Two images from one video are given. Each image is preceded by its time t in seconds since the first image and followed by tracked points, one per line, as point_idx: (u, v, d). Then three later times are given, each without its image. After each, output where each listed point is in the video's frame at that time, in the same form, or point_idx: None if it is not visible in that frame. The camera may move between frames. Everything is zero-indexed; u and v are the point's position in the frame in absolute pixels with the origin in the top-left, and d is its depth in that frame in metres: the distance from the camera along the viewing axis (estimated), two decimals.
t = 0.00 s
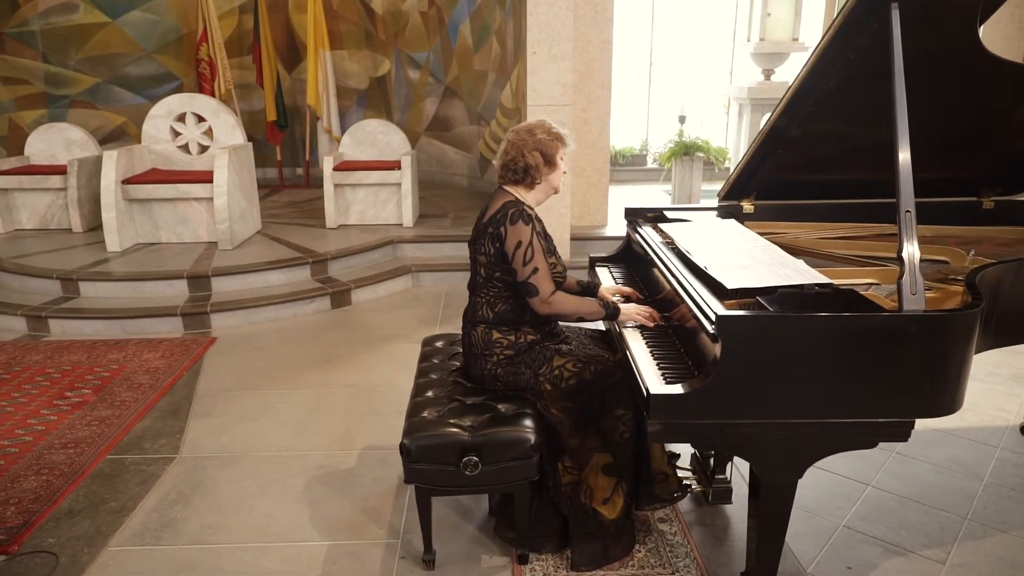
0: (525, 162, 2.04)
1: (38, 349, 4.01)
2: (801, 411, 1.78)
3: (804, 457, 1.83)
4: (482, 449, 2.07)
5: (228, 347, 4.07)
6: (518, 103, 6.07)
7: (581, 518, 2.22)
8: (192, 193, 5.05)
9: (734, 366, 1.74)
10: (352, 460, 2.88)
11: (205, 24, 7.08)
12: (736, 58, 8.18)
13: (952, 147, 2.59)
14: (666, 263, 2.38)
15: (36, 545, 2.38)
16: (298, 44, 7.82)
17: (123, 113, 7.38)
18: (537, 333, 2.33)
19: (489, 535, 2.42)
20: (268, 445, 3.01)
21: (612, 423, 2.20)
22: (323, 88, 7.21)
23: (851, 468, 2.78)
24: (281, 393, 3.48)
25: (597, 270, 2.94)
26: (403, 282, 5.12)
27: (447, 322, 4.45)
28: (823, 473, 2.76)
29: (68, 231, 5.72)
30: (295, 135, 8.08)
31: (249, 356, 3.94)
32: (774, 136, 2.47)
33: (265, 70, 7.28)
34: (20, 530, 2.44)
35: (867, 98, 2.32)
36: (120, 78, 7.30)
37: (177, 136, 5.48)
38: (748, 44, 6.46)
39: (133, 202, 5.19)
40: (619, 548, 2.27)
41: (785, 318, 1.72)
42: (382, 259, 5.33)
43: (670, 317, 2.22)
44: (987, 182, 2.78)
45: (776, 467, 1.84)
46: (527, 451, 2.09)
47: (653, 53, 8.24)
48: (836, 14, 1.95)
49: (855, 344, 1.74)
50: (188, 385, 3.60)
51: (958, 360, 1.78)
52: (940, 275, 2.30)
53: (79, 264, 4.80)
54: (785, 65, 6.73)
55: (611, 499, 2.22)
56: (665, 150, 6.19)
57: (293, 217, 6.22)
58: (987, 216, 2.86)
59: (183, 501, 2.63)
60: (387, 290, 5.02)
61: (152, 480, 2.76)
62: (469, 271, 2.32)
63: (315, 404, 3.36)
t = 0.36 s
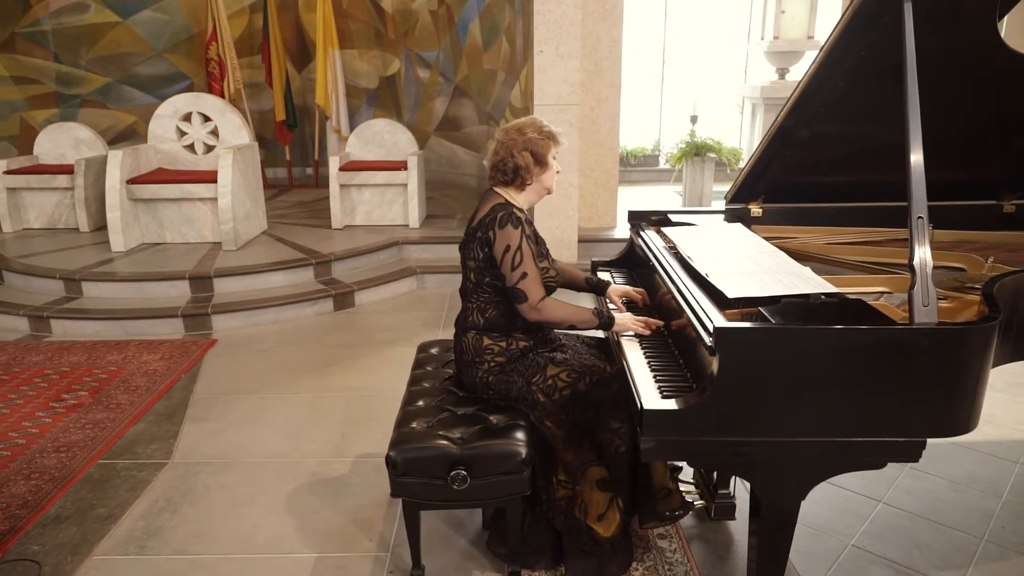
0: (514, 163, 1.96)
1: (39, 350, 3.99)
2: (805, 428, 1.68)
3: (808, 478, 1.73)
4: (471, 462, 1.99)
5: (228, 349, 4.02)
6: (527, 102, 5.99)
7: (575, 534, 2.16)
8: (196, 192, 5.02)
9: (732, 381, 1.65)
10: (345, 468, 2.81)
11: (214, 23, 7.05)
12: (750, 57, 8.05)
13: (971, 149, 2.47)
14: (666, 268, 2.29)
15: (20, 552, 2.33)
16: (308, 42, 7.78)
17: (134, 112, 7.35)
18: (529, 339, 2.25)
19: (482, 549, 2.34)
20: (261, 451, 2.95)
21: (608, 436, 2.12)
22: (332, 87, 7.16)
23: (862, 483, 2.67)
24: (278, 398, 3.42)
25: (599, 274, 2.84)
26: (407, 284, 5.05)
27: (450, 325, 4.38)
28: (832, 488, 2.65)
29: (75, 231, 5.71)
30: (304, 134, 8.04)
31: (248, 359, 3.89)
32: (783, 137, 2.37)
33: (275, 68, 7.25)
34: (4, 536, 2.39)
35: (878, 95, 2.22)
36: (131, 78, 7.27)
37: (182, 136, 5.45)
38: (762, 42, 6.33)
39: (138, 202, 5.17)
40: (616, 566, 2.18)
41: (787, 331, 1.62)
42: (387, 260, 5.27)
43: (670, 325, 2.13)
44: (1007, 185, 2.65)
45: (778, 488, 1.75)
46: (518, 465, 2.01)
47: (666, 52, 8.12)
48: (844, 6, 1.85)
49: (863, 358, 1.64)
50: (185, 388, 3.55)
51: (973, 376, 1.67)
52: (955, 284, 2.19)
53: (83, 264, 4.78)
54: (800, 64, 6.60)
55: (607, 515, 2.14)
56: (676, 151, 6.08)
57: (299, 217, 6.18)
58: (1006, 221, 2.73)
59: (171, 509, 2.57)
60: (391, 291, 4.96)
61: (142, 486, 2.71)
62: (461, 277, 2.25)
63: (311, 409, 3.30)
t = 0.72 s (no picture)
0: (506, 164, 1.91)
1: (43, 351, 3.97)
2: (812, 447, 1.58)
3: (813, 501, 1.63)
4: (461, 476, 1.91)
5: (231, 351, 3.98)
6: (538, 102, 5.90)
7: (573, 551, 2.09)
8: (204, 193, 4.99)
9: (733, 397, 1.55)
10: (340, 476, 2.74)
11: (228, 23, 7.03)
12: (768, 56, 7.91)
13: (994, 152, 2.35)
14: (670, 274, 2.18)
15: (6, 559, 2.29)
16: (321, 42, 7.76)
17: (148, 112, 7.35)
18: (524, 346, 2.17)
19: (476, 565, 2.25)
20: (257, 458, 2.89)
21: (605, 450, 2.04)
22: (344, 87, 7.12)
23: (876, 500, 2.56)
24: (277, 402, 3.37)
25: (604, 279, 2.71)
26: (415, 286, 4.99)
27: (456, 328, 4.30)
28: (844, 505, 2.53)
29: (85, 230, 5.71)
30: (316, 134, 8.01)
31: (250, 362, 3.84)
32: (794, 136, 2.27)
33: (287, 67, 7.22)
34: None
35: (894, 93, 2.11)
36: (146, 78, 7.27)
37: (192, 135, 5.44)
38: (780, 40, 6.20)
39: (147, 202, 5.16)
40: None
41: (791, 344, 1.52)
42: (395, 262, 5.21)
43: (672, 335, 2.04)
44: None
45: (781, 511, 1.64)
46: (510, 480, 1.92)
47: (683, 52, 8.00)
48: None
49: (874, 374, 1.54)
50: (185, 391, 3.51)
51: (992, 394, 1.56)
52: (976, 293, 2.07)
53: (90, 264, 4.77)
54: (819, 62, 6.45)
55: (605, 533, 2.07)
56: (691, 151, 5.96)
57: (309, 218, 6.15)
58: None
59: (162, 516, 2.52)
60: (398, 293, 4.90)
61: (134, 492, 2.66)
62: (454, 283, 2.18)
63: (310, 414, 3.24)
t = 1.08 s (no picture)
0: (496, 171, 1.86)
1: (45, 356, 3.96)
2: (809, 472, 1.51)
3: (811, 527, 1.55)
4: (447, 494, 1.85)
5: (232, 358, 3.95)
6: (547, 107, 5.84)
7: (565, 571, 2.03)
8: (210, 198, 4.99)
9: (725, 417, 1.48)
10: (333, 488, 2.69)
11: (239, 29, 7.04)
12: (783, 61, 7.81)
13: (1010, 160, 2.25)
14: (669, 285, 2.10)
15: None
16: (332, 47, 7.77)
17: (160, 117, 7.39)
18: (515, 357, 2.10)
19: None
20: (251, 467, 2.85)
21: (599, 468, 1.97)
22: (354, 92, 7.07)
23: (884, 521, 2.46)
24: (274, 410, 3.33)
25: (604, 289, 2.60)
26: (419, 292, 4.95)
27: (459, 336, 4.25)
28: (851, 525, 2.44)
29: (94, 235, 5.73)
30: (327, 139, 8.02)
31: (250, 368, 3.81)
32: (800, 143, 2.19)
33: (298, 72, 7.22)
34: None
35: (902, 97, 2.02)
36: (158, 83, 7.31)
37: (199, 140, 5.43)
38: (794, 44, 6.11)
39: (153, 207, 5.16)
40: None
41: (787, 362, 1.45)
42: (400, 268, 5.17)
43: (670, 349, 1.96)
44: None
45: (777, 537, 1.56)
46: (498, 498, 1.86)
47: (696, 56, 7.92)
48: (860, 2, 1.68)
49: (875, 394, 1.46)
50: (183, 398, 3.48)
51: (1004, 418, 1.47)
52: (988, 307, 1.98)
53: (96, 268, 4.78)
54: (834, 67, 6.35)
55: (600, 553, 1.95)
56: (702, 156, 5.88)
57: (317, 223, 6.13)
58: None
59: (151, 527, 2.48)
60: (403, 300, 4.85)
61: (125, 502, 2.63)
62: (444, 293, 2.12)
63: (306, 423, 3.20)
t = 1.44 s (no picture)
0: (485, 164, 1.82)
1: (49, 350, 3.97)
2: (810, 477, 1.44)
3: (812, 536, 1.48)
4: (437, 495, 1.80)
5: (235, 353, 3.94)
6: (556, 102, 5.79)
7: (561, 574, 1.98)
8: (217, 192, 4.98)
9: (721, 420, 1.42)
10: (330, 486, 2.66)
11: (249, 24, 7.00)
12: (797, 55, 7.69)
13: None
14: (669, 282, 2.04)
15: None
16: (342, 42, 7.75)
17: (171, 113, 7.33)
18: (509, 354, 2.05)
19: None
20: (248, 464, 2.82)
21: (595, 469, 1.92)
22: (364, 87, 7.06)
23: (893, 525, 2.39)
24: (275, 406, 3.31)
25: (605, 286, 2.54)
26: (425, 288, 4.91)
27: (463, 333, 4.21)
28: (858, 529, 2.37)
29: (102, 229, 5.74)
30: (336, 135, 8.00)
31: (253, 364, 3.79)
32: (806, 136, 2.12)
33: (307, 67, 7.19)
34: None
35: (912, 88, 1.95)
36: (169, 79, 7.28)
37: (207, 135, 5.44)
38: (808, 38, 6.01)
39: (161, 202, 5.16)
40: None
41: (785, 363, 1.39)
42: (406, 264, 5.14)
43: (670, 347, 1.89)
44: None
45: (776, 545, 1.50)
46: (489, 500, 1.80)
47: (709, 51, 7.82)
48: None
49: (878, 398, 1.39)
50: (184, 393, 3.46)
51: (1017, 423, 1.39)
52: (1003, 307, 1.89)
53: (102, 263, 4.78)
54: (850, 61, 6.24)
55: (594, 555, 1.94)
56: (714, 152, 5.80)
57: (325, 218, 6.12)
58: None
59: (146, 524, 2.45)
60: (408, 296, 4.82)
61: (121, 498, 2.61)
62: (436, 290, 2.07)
63: (306, 420, 3.17)
